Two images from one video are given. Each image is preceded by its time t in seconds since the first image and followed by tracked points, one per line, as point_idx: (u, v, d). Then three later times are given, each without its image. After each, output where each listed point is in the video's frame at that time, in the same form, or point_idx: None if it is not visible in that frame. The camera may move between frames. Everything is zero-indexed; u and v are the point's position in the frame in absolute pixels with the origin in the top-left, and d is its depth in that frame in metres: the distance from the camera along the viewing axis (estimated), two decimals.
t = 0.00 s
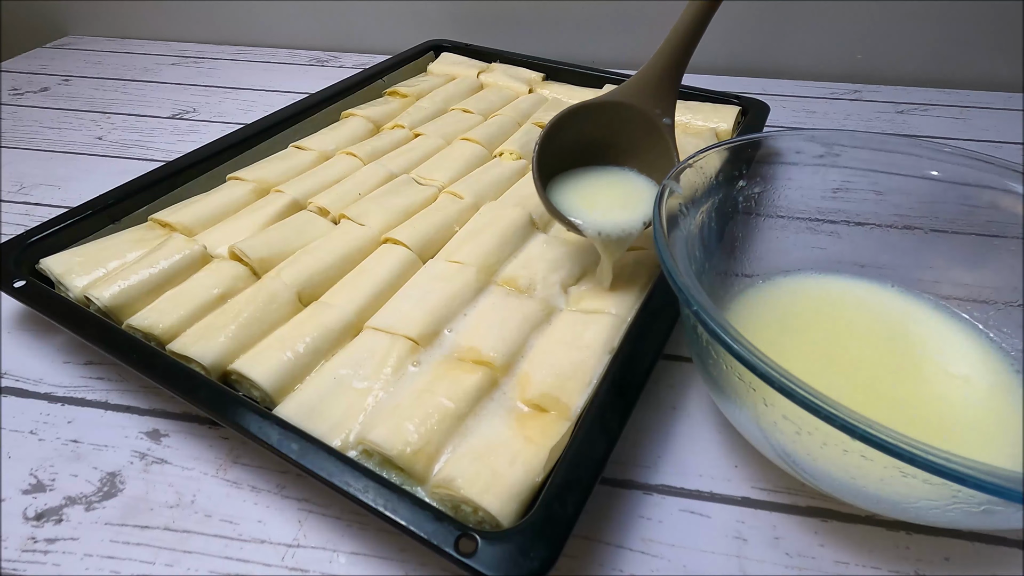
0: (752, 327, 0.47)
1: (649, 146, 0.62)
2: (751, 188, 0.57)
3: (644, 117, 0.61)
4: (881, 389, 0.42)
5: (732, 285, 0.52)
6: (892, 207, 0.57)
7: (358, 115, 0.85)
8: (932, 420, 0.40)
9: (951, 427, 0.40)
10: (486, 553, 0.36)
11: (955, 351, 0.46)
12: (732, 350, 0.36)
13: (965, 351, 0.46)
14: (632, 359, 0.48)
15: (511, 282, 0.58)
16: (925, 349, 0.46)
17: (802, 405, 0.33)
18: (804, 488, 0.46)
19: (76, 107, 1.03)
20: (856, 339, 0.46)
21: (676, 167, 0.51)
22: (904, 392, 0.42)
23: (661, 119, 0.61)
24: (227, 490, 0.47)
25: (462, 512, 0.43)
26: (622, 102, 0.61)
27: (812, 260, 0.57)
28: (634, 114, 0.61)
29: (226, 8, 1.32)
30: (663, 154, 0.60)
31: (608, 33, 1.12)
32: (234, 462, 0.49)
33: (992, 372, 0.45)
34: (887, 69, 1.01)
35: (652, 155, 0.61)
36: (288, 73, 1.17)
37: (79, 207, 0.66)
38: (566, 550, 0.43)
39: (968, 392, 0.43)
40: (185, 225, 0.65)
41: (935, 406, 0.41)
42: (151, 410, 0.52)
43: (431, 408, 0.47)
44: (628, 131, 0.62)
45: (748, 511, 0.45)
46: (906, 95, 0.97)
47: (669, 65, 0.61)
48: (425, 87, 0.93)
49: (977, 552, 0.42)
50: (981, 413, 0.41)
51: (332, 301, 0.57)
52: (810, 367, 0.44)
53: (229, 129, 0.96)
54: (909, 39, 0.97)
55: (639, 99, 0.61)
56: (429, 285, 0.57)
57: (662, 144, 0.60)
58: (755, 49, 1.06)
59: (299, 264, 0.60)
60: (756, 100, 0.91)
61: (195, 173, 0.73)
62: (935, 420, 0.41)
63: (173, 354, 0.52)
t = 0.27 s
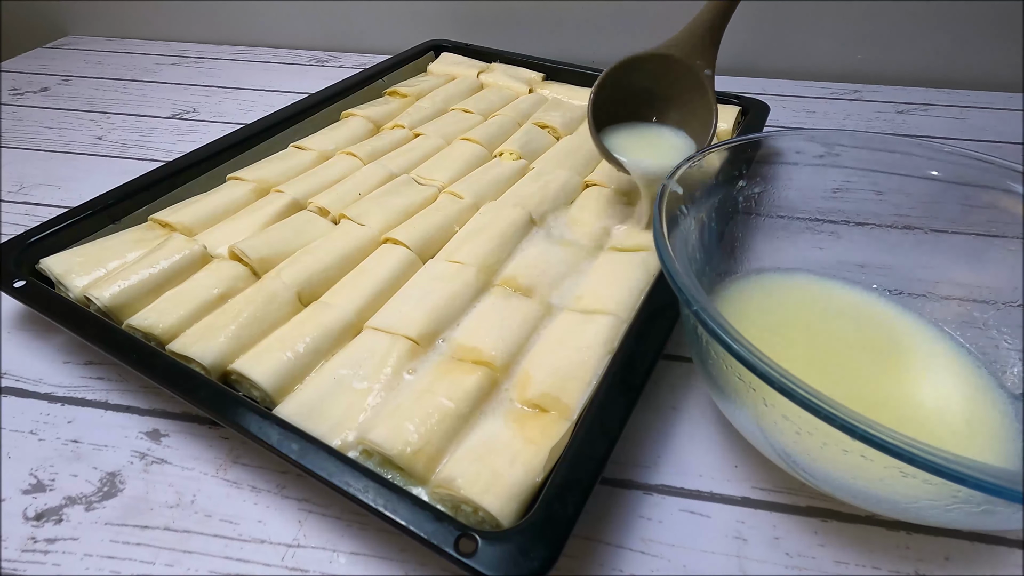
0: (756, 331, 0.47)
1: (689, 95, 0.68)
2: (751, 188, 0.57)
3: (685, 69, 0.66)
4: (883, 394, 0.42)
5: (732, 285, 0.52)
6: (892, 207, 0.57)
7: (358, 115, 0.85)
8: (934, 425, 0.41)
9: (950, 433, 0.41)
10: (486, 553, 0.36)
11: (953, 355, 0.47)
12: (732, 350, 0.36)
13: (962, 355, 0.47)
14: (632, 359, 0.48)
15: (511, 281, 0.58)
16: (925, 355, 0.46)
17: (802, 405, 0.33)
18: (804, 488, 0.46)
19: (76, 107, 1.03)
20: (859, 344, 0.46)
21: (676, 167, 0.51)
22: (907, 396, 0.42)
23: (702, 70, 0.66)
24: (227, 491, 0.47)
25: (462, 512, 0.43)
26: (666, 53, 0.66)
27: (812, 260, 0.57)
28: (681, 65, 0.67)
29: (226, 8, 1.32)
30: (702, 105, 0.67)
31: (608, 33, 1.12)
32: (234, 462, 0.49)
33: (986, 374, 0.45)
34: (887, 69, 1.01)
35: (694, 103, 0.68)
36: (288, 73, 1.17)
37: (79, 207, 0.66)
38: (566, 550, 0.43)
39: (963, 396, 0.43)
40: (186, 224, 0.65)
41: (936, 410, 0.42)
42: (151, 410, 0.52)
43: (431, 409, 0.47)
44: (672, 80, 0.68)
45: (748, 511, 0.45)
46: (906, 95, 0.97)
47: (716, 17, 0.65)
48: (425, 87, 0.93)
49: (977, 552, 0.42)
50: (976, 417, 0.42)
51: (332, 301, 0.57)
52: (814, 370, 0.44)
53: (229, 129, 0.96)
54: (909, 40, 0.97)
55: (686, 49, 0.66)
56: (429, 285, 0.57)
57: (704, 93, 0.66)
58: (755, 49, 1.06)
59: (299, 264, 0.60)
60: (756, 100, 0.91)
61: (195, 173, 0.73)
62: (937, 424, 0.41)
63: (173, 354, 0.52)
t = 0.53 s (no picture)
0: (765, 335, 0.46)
1: (731, 47, 0.73)
2: (751, 188, 0.57)
3: (727, 24, 0.71)
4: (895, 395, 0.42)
5: (732, 285, 0.52)
6: (892, 207, 0.57)
7: (358, 115, 0.85)
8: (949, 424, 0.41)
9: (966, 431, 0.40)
10: (486, 553, 0.36)
11: (963, 351, 0.46)
12: (732, 350, 0.36)
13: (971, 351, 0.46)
14: (632, 359, 0.48)
15: (511, 282, 0.58)
16: (936, 352, 0.46)
17: (802, 405, 0.33)
18: (804, 488, 0.46)
19: (76, 107, 1.03)
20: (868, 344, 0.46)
21: (676, 167, 0.50)
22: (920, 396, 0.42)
23: (743, 25, 0.70)
24: (227, 491, 0.47)
25: (462, 512, 0.43)
26: (712, 10, 0.70)
27: (812, 260, 0.57)
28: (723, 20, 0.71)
29: (226, 8, 1.32)
30: (743, 60, 0.72)
31: (608, 33, 1.12)
32: (234, 463, 0.49)
33: (995, 372, 0.45)
34: (887, 69, 1.01)
35: (733, 58, 0.73)
36: (288, 73, 1.17)
37: (79, 207, 0.66)
38: (566, 550, 0.43)
39: (977, 392, 0.43)
40: (186, 224, 0.65)
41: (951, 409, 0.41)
42: (151, 410, 0.52)
43: (431, 409, 0.47)
44: (715, 33, 0.73)
45: (748, 511, 0.45)
46: (906, 95, 0.97)
47: None
48: (425, 87, 0.93)
49: (977, 552, 0.42)
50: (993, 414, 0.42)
51: (333, 300, 0.57)
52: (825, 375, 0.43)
53: (229, 129, 0.96)
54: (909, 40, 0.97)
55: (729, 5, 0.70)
56: (429, 285, 0.57)
57: (743, 47, 0.71)
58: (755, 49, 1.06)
59: (299, 264, 0.60)
60: (756, 100, 0.91)
61: (195, 174, 0.73)
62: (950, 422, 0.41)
63: (173, 354, 0.52)
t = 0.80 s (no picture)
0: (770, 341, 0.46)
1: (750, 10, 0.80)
2: (751, 188, 0.57)
3: None
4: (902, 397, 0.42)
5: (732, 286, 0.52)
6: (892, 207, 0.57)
7: (358, 116, 0.85)
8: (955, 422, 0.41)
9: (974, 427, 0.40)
10: (486, 553, 0.36)
11: (962, 346, 0.47)
12: (732, 350, 0.36)
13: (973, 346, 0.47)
14: (632, 359, 0.48)
15: (511, 282, 0.58)
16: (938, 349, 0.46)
17: (802, 405, 0.33)
18: (804, 488, 0.46)
19: (76, 107, 1.03)
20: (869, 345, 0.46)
21: (676, 168, 0.50)
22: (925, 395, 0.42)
23: None
24: (227, 491, 0.47)
25: (462, 512, 0.43)
26: None
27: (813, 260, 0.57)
28: None
29: (226, 8, 1.32)
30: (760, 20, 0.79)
31: (608, 32, 1.12)
32: (234, 462, 0.49)
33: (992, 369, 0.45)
34: (887, 69, 1.01)
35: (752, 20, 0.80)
36: (288, 73, 1.17)
37: (79, 207, 0.66)
38: (566, 550, 0.43)
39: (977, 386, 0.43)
40: (186, 225, 0.65)
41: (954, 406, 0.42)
42: (150, 410, 0.52)
43: (431, 408, 0.47)
44: None
45: (748, 511, 0.45)
46: (906, 95, 0.97)
47: None
48: (425, 87, 0.93)
49: (977, 552, 0.42)
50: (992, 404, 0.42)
51: (333, 300, 0.57)
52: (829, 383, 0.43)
53: (229, 129, 0.96)
54: (909, 40, 0.97)
55: None
56: (429, 285, 0.57)
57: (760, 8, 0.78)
58: (755, 49, 1.06)
59: (299, 264, 0.60)
60: (756, 100, 0.91)
61: (195, 174, 0.73)
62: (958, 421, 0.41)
63: (174, 354, 0.52)
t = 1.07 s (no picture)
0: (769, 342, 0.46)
1: None
2: (751, 188, 0.57)
3: None
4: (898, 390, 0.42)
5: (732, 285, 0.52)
6: (892, 207, 0.57)
7: (358, 115, 0.85)
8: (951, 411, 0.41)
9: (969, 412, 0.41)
10: (486, 553, 0.36)
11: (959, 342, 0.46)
12: (732, 350, 0.36)
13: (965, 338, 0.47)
14: (632, 359, 0.48)
15: (511, 282, 0.58)
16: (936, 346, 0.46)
17: (802, 405, 0.33)
18: (803, 488, 0.46)
19: (76, 107, 1.03)
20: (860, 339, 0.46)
21: (676, 168, 0.50)
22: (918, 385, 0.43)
23: None
24: (227, 490, 0.47)
25: (462, 512, 0.43)
26: None
27: (814, 259, 0.57)
28: None
29: (226, 8, 1.32)
30: None
31: (608, 32, 1.12)
32: (234, 462, 0.49)
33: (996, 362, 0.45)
34: (887, 69, 1.01)
35: None
36: (288, 73, 1.17)
37: (79, 207, 0.66)
38: (566, 550, 0.43)
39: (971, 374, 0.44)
40: (186, 225, 0.65)
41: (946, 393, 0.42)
42: (151, 410, 0.52)
43: (431, 408, 0.47)
44: None
45: (748, 511, 0.45)
46: (906, 95, 0.97)
47: None
48: (425, 87, 0.93)
49: (976, 552, 0.42)
50: (978, 386, 0.43)
51: (333, 301, 0.57)
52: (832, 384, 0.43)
53: (229, 129, 0.96)
54: (909, 40, 0.97)
55: None
56: (429, 285, 0.57)
57: None
58: (755, 49, 1.06)
59: (299, 264, 0.60)
60: (756, 100, 0.90)
61: (195, 174, 0.73)
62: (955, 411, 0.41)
63: (174, 354, 0.52)
